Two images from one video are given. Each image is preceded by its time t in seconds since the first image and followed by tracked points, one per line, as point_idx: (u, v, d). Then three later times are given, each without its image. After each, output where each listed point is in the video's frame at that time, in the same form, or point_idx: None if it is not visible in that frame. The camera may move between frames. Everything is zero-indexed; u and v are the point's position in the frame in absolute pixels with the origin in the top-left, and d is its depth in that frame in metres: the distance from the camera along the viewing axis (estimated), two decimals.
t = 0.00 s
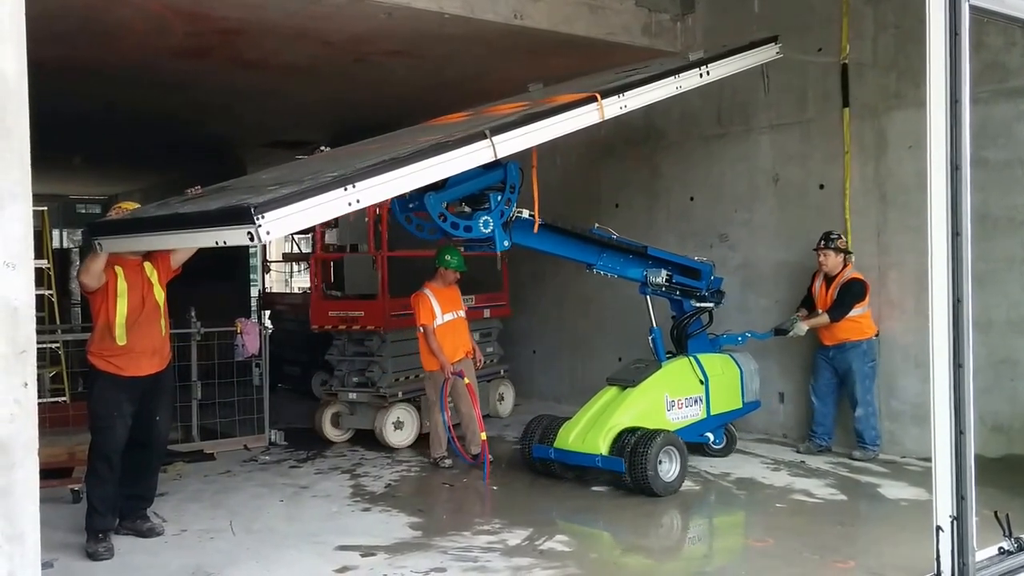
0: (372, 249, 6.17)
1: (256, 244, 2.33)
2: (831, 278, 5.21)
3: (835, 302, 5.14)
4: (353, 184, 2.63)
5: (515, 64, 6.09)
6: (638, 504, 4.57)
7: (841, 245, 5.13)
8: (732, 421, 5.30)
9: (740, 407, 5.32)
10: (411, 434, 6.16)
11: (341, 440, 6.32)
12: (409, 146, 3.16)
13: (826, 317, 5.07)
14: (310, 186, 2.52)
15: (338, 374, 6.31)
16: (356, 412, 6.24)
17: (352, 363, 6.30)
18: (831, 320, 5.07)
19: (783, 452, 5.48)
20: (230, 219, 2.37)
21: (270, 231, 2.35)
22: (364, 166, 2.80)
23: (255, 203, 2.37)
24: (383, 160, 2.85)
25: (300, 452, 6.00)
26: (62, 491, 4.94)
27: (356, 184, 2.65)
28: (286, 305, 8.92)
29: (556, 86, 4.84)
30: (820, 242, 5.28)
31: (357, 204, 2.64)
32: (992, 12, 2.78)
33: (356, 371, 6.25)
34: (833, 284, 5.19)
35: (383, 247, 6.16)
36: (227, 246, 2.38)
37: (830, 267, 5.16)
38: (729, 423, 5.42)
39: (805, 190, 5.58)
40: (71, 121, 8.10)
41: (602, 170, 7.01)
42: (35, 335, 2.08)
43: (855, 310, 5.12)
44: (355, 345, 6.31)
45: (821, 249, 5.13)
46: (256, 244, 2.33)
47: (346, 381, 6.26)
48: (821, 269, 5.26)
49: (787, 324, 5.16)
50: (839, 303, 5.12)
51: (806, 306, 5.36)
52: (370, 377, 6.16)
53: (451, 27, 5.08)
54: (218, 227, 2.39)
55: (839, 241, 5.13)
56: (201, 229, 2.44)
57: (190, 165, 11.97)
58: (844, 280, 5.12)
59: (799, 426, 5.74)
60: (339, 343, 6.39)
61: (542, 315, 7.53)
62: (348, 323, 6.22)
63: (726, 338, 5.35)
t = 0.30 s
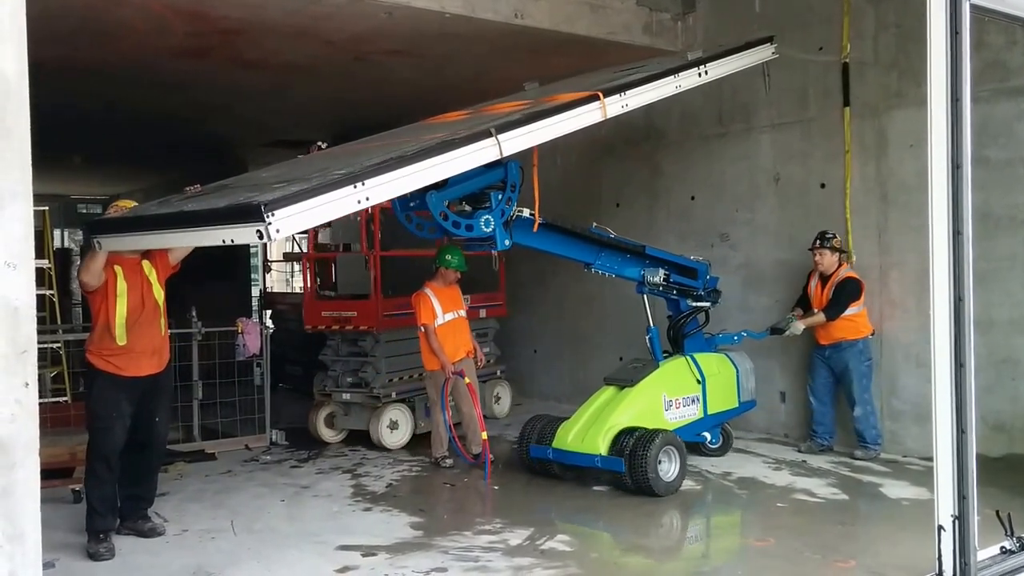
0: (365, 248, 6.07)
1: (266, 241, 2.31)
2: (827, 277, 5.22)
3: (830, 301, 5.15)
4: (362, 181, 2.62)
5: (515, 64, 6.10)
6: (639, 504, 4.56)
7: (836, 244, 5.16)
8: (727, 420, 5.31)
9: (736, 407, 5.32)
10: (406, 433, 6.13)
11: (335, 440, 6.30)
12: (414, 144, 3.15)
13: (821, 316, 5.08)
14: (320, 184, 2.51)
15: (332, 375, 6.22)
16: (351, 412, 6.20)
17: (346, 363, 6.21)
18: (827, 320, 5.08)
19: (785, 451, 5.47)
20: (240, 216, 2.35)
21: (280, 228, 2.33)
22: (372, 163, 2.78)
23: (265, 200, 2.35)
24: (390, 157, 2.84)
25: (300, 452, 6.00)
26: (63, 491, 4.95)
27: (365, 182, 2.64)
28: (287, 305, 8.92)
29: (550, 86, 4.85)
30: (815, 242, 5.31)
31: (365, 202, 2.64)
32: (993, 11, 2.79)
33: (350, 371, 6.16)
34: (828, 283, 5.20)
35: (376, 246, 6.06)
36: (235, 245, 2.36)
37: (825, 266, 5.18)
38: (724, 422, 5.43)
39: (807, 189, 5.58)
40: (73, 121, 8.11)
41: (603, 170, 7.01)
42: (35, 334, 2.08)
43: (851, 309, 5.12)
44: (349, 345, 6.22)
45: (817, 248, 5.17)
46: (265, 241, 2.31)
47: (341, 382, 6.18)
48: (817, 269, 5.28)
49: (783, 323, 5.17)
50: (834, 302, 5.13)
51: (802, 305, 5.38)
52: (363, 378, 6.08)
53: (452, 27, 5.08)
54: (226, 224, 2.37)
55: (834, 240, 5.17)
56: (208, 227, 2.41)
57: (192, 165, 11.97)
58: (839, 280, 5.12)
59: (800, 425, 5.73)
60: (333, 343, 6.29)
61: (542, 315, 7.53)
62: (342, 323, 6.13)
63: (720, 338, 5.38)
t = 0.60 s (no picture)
0: (353, 249, 5.99)
1: (275, 240, 2.30)
2: (821, 276, 5.23)
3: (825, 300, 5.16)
4: (370, 179, 2.61)
5: (517, 63, 6.10)
6: (641, 504, 4.56)
7: (831, 244, 5.16)
8: (723, 419, 5.31)
9: (731, 406, 5.33)
10: (395, 434, 6.07)
11: (324, 442, 6.23)
12: (420, 142, 3.13)
13: (816, 314, 5.08)
14: (329, 182, 2.49)
15: (319, 376, 6.17)
16: (339, 414, 6.13)
17: (334, 364, 6.16)
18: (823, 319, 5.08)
19: (786, 451, 5.46)
20: (249, 215, 2.32)
21: (290, 227, 2.32)
22: (380, 161, 2.76)
23: (275, 198, 2.33)
24: (398, 154, 2.82)
25: (300, 453, 5.99)
26: (65, 491, 4.95)
27: (373, 180, 2.62)
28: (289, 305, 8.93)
29: (547, 85, 4.84)
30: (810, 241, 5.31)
31: (374, 200, 2.62)
32: (994, 9, 2.78)
33: (338, 373, 6.11)
34: (823, 283, 5.21)
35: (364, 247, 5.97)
36: (243, 243, 2.34)
37: (819, 266, 5.19)
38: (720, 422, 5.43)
39: (808, 188, 5.57)
40: (74, 121, 8.12)
41: (604, 169, 7.00)
42: (36, 335, 2.08)
43: (845, 308, 5.14)
44: (337, 346, 6.17)
45: (812, 247, 5.16)
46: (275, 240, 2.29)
47: (328, 383, 6.12)
48: (811, 269, 5.30)
49: (777, 322, 5.16)
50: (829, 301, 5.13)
51: (796, 305, 5.40)
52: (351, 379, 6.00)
53: (453, 26, 5.08)
54: (234, 223, 2.35)
55: (829, 240, 5.17)
56: (215, 226, 2.39)
57: (193, 165, 11.97)
58: (833, 279, 5.13)
59: (801, 425, 5.72)
60: (320, 344, 6.25)
61: (543, 315, 7.53)
62: (329, 324, 6.10)
63: (716, 337, 5.38)
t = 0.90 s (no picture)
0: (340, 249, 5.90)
1: (286, 239, 2.29)
2: (815, 276, 5.27)
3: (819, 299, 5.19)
4: (380, 178, 2.60)
5: (518, 63, 6.10)
6: (642, 504, 4.56)
7: (822, 244, 5.21)
8: (718, 418, 5.32)
9: (726, 405, 5.34)
10: (383, 437, 6.01)
11: (311, 444, 6.16)
12: (425, 140, 3.12)
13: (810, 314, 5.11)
14: (339, 180, 2.48)
15: (306, 378, 6.11)
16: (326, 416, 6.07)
17: (322, 365, 6.10)
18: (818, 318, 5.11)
19: (787, 451, 5.45)
20: (259, 213, 2.31)
21: (302, 226, 2.31)
22: (388, 159, 2.75)
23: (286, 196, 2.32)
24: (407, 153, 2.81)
25: (302, 452, 6.00)
26: (66, 491, 4.95)
27: (383, 178, 2.61)
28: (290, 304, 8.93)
29: (545, 84, 4.84)
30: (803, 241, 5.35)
31: (384, 199, 2.61)
32: (994, 8, 2.78)
33: (325, 375, 6.05)
34: (816, 283, 5.25)
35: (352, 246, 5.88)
36: (253, 242, 2.33)
37: (812, 265, 5.23)
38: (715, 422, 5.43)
39: (809, 188, 5.57)
40: (75, 121, 8.12)
41: (605, 169, 7.00)
42: (36, 335, 2.08)
43: (839, 308, 5.17)
44: (324, 347, 6.11)
45: (804, 247, 5.20)
46: (286, 239, 2.28)
47: (316, 385, 6.06)
48: (805, 269, 5.33)
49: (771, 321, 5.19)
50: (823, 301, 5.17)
51: (790, 305, 5.43)
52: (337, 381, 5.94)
53: (454, 26, 5.08)
54: (244, 222, 2.33)
55: (820, 240, 5.21)
56: (224, 224, 2.37)
57: (194, 165, 11.97)
58: (826, 279, 5.17)
59: (801, 425, 5.72)
60: (307, 345, 6.20)
61: (544, 315, 7.53)
62: (315, 325, 6.04)
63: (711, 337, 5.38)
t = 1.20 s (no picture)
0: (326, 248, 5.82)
1: (300, 237, 2.27)
2: (808, 276, 5.30)
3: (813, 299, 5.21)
4: (391, 176, 2.59)
5: (518, 63, 6.10)
6: (643, 503, 4.56)
7: (817, 244, 5.24)
8: (714, 418, 5.33)
9: (721, 405, 5.34)
10: (371, 439, 5.94)
11: (300, 446, 6.09)
12: (433, 138, 3.10)
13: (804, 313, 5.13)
14: (351, 178, 2.47)
15: (295, 379, 6.03)
16: (314, 418, 5.97)
17: (309, 366, 6.03)
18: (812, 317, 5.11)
19: (788, 451, 5.45)
20: (272, 211, 2.29)
21: (315, 224, 2.29)
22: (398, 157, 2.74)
23: (299, 194, 2.30)
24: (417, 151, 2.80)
25: (303, 452, 6.00)
26: (66, 491, 4.95)
27: (394, 176, 2.60)
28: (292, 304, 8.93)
29: (544, 83, 4.83)
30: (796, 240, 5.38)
31: (394, 197, 2.60)
32: (995, 8, 2.78)
33: (313, 376, 5.98)
34: (810, 283, 5.28)
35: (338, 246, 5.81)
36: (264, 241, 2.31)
37: (806, 265, 5.27)
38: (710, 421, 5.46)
39: (810, 187, 5.57)
40: (77, 121, 8.12)
41: (607, 168, 7.00)
42: (38, 335, 2.08)
43: (833, 307, 5.19)
44: (312, 348, 6.04)
45: (798, 247, 5.23)
46: (299, 237, 2.27)
47: (303, 387, 5.98)
48: (798, 269, 5.37)
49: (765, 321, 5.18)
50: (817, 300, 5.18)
51: (783, 305, 5.46)
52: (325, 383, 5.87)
53: (456, 26, 5.08)
54: (255, 220, 2.31)
55: (815, 240, 5.23)
56: (234, 222, 2.35)
57: (196, 164, 11.97)
58: (820, 278, 5.20)
59: (802, 424, 5.72)
60: (295, 346, 6.12)
61: (545, 314, 7.53)
62: (303, 325, 5.96)
63: (706, 337, 5.39)
